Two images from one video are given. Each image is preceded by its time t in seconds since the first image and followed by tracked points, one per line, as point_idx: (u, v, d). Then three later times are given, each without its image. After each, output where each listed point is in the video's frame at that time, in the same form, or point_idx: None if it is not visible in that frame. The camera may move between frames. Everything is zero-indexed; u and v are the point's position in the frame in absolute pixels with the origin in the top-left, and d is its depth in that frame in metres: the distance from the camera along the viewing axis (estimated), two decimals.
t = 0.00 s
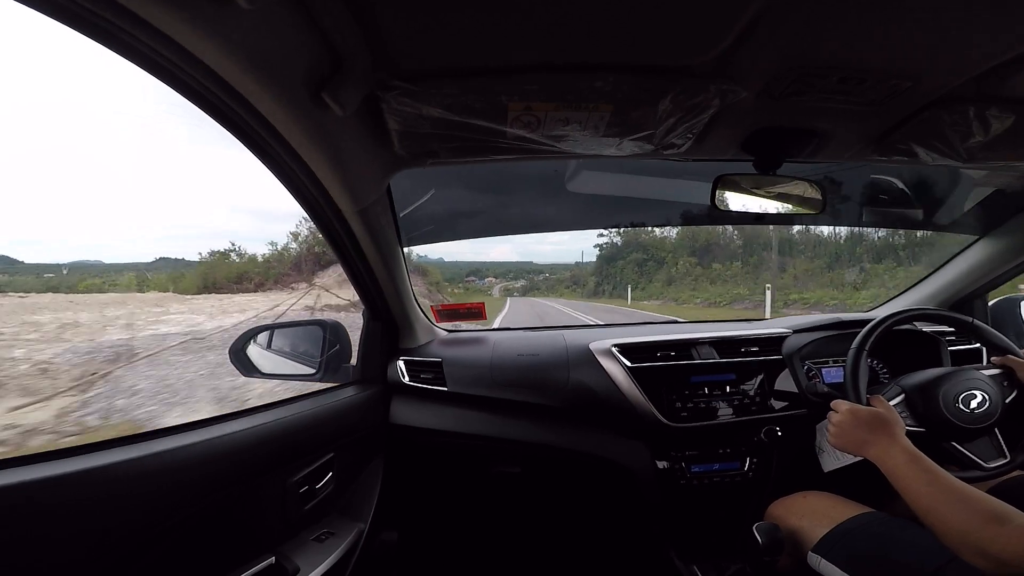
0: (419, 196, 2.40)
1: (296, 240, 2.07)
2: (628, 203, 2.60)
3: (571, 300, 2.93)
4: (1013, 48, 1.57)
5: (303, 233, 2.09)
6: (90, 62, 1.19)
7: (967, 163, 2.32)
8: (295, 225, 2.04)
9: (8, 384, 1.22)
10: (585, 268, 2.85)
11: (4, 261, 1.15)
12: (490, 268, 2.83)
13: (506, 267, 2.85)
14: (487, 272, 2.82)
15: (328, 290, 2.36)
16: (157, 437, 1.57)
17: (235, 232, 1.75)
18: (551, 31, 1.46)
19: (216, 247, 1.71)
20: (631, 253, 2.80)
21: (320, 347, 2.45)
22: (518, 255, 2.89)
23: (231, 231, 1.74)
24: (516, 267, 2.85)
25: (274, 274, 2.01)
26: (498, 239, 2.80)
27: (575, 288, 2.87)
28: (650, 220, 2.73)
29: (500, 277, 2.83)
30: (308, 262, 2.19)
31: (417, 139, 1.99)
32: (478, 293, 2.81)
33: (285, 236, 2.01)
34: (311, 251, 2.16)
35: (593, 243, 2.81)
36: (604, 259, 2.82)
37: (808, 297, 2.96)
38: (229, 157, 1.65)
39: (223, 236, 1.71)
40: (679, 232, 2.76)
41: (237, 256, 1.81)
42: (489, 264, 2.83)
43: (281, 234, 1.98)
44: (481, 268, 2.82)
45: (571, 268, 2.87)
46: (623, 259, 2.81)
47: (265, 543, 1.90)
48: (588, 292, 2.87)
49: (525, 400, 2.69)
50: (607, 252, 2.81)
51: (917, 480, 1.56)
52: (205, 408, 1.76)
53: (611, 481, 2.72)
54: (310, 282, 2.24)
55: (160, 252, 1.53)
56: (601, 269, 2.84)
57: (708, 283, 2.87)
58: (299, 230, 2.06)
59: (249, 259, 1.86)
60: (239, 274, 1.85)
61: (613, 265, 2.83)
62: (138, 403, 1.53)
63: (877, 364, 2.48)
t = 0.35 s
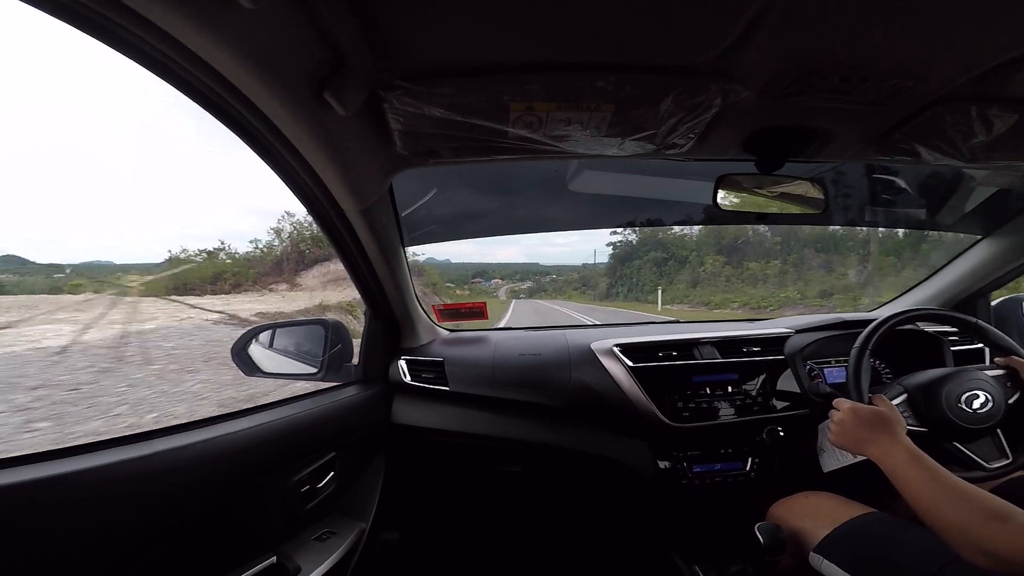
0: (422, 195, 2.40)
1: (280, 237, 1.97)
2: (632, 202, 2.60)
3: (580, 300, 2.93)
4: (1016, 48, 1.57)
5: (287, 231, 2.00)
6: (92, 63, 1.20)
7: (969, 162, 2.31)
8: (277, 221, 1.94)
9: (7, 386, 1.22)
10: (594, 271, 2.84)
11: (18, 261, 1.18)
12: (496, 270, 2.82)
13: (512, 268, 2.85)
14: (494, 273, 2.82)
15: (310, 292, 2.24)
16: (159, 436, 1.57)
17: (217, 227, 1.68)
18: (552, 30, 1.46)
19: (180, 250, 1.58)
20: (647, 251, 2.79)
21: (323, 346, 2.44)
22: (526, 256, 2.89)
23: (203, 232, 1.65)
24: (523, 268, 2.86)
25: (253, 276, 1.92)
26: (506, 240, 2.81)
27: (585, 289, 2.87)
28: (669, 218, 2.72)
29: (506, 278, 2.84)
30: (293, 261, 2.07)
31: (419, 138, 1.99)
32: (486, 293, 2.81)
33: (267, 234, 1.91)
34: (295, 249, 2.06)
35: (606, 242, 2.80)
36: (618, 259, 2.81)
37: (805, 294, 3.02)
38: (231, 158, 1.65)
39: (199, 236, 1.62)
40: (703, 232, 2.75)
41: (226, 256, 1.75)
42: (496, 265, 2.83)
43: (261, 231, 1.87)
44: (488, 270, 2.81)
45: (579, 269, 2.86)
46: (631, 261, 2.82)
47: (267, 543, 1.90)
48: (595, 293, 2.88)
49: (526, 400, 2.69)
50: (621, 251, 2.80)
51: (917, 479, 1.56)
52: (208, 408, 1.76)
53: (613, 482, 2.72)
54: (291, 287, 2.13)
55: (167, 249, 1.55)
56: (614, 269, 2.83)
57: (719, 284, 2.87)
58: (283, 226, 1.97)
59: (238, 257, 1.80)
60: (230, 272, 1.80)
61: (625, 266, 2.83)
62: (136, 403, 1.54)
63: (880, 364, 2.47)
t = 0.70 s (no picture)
0: (422, 195, 2.40)
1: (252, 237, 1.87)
2: (634, 202, 2.60)
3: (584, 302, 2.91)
4: (1017, 48, 1.57)
5: (263, 227, 1.90)
6: (90, 62, 1.20)
7: (970, 162, 2.31)
8: (249, 216, 1.83)
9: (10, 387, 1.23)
10: (604, 271, 2.83)
11: (25, 265, 1.19)
12: (501, 272, 2.86)
13: (517, 270, 2.88)
14: (498, 275, 2.85)
15: (282, 294, 2.13)
16: (161, 436, 1.58)
17: (189, 225, 1.59)
18: (552, 30, 1.46)
19: (124, 254, 1.44)
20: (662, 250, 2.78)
21: (324, 346, 2.45)
22: (529, 258, 2.91)
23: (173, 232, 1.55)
24: (528, 270, 2.89)
25: (227, 277, 1.83)
26: (512, 243, 2.83)
27: (593, 292, 2.86)
28: (688, 215, 2.70)
29: (511, 281, 2.87)
30: (267, 260, 1.98)
31: (419, 138, 1.99)
32: (492, 295, 2.84)
33: (239, 232, 1.80)
34: (270, 247, 1.96)
35: (620, 240, 2.79)
36: (631, 258, 2.80)
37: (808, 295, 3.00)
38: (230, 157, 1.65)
39: (161, 236, 1.52)
40: (729, 231, 2.74)
41: (212, 258, 1.72)
42: (500, 268, 2.86)
43: (231, 226, 1.76)
44: (492, 272, 2.85)
45: (586, 271, 2.87)
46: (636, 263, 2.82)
47: (268, 543, 1.90)
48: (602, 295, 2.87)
49: (526, 400, 2.69)
50: (635, 250, 2.79)
51: (916, 475, 1.56)
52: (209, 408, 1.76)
53: (614, 482, 2.72)
54: (265, 289, 2.03)
55: (170, 246, 1.56)
56: (628, 268, 2.82)
57: (726, 285, 2.89)
58: (257, 222, 1.87)
59: (208, 257, 1.70)
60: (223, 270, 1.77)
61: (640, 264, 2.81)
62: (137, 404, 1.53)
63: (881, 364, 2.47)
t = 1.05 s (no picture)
0: (423, 200, 2.40)
1: (213, 242, 1.71)
2: (636, 207, 2.59)
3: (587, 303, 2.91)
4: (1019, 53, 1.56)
5: (227, 225, 1.73)
6: (91, 66, 1.20)
7: (972, 167, 2.31)
8: (211, 213, 1.66)
9: (9, 387, 1.23)
10: (612, 271, 2.82)
11: (32, 273, 1.23)
12: (502, 272, 2.82)
13: (520, 272, 2.84)
14: (501, 276, 2.81)
15: (243, 300, 1.93)
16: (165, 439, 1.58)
17: (153, 228, 1.48)
18: (554, 35, 1.47)
19: (64, 257, 1.29)
20: (678, 250, 2.77)
21: (324, 351, 2.42)
22: (533, 259, 2.88)
23: (111, 244, 1.39)
24: (530, 270, 2.86)
25: (188, 283, 1.66)
26: (515, 243, 2.80)
27: (600, 292, 2.87)
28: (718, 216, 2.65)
29: (515, 281, 2.82)
30: (232, 263, 1.81)
31: (420, 143, 1.99)
32: (495, 296, 2.80)
33: (197, 232, 1.64)
34: (235, 246, 1.79)
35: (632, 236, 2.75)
36: (645, 255, 2.76)
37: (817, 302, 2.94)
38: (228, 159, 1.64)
39: (122, 246, 1.42)
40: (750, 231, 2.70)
41: (202, 260, 1.68)
42: (501, 268, 2.83)
43: (203, 228, 1.65)
44: (493, 272, 2.81)
45: (590, 271, 2.88)
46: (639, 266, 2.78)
47: (269, 548, 1.89)
48: (608, 294, 2.86)
49: (527, 405, 2.69)
50: (649, 246, 2.74)
51: (917, 479, 1.57)
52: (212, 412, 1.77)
53: (615, 487, 2.71)
54: (228, 295, 1.84)
55: (169, 250, 1.55)
56: (642, 266, 2.77)
57: (739, 283, 2.83)
58: (221, 219, 1.70)
59: (167, 262, 1.56)
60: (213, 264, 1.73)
61: (650, 266, 2.77)
62: (142, 409, 1.53)
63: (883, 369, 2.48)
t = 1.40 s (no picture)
0: (422, 203, 2.41)
1: (162, 241, 1.51)
2: (635, 211, 2.61)
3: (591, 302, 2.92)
4: (1015, 57, 1.58)
5: (181, 213, 1.54)
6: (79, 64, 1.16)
7: (971, 170, 2.31)
8: (161, 200, 1.47)
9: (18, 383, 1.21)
10: (616, 270, 2.84)
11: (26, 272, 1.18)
12: (506, 270, 2.84)
13: (524, 270, 2.85)
14: (504, 274, 2.84)
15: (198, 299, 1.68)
16: (166, 442, 1.58)
17: (124, 226, 1.38)
18: (555, 40, 1.48)
19: None
20: (691, 249, 2.77)
21: (324, 355, 2.41)
22: (536, 257, 2.86)
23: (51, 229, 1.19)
24: (534, 270, 2.85)
25: (134, 279, 1.45)
26: (519, 242, 2.79)
27: (606, 291, 2.88)
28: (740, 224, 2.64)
29: (517, 280, 2.85)
30: (184, 259, 1.59)
31: (420, 146, 1.99)
32: (497, 296, 2.82)
33: (147, 221, 1.45)
34: (189, 240, 1.59)
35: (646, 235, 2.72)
36: (662, 250, 2.76)
37: (820, 303, 2.92)
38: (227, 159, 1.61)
39: (100, 245, 1.32)
40: (751, 234, 2.70)
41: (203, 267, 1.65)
42: (504, 266, 2.84)
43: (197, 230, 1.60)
44: (497, 271, 2.84)
45: (592, 269, 2.89)
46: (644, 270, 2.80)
47: (269, 551, 1.89)
48: (615, 294, 2.88)
49: (526, 408, 2.69)
50: (664, 244, 2.75)
51: (918, 479, 1.57)
52: (214, 415, 1.77)
53: (615, 490, 2.71)
54: (176, 293, 1.59)
55: (159, 253, 1.50)
56: (657, 266, 2.77)
57: (749, 280, 2.83)
58: (174, 207, 1.51)
59: (156, 265, 1.51)
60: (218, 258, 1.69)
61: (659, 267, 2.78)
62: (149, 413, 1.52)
63: (882, 372, 2.48)
